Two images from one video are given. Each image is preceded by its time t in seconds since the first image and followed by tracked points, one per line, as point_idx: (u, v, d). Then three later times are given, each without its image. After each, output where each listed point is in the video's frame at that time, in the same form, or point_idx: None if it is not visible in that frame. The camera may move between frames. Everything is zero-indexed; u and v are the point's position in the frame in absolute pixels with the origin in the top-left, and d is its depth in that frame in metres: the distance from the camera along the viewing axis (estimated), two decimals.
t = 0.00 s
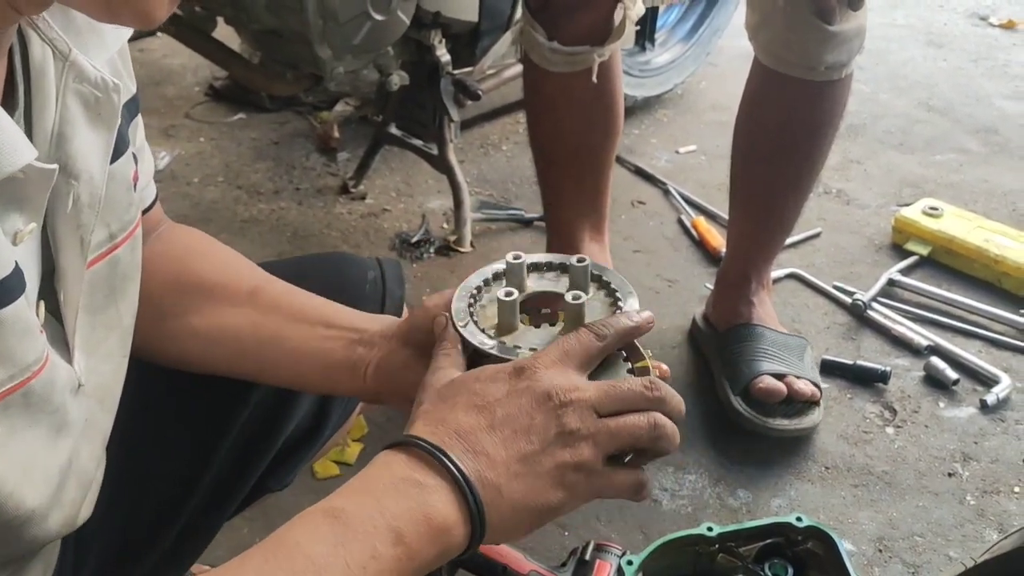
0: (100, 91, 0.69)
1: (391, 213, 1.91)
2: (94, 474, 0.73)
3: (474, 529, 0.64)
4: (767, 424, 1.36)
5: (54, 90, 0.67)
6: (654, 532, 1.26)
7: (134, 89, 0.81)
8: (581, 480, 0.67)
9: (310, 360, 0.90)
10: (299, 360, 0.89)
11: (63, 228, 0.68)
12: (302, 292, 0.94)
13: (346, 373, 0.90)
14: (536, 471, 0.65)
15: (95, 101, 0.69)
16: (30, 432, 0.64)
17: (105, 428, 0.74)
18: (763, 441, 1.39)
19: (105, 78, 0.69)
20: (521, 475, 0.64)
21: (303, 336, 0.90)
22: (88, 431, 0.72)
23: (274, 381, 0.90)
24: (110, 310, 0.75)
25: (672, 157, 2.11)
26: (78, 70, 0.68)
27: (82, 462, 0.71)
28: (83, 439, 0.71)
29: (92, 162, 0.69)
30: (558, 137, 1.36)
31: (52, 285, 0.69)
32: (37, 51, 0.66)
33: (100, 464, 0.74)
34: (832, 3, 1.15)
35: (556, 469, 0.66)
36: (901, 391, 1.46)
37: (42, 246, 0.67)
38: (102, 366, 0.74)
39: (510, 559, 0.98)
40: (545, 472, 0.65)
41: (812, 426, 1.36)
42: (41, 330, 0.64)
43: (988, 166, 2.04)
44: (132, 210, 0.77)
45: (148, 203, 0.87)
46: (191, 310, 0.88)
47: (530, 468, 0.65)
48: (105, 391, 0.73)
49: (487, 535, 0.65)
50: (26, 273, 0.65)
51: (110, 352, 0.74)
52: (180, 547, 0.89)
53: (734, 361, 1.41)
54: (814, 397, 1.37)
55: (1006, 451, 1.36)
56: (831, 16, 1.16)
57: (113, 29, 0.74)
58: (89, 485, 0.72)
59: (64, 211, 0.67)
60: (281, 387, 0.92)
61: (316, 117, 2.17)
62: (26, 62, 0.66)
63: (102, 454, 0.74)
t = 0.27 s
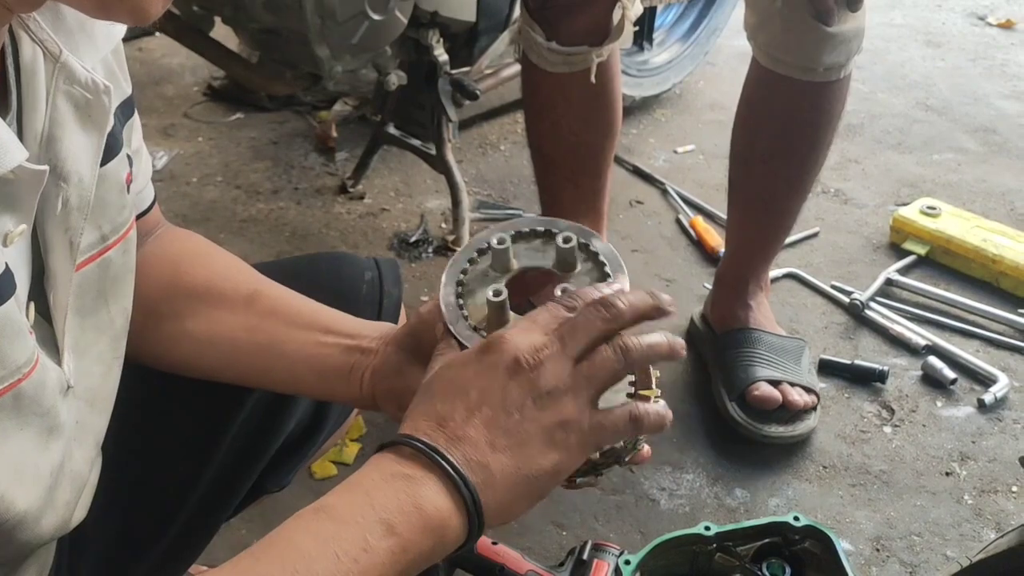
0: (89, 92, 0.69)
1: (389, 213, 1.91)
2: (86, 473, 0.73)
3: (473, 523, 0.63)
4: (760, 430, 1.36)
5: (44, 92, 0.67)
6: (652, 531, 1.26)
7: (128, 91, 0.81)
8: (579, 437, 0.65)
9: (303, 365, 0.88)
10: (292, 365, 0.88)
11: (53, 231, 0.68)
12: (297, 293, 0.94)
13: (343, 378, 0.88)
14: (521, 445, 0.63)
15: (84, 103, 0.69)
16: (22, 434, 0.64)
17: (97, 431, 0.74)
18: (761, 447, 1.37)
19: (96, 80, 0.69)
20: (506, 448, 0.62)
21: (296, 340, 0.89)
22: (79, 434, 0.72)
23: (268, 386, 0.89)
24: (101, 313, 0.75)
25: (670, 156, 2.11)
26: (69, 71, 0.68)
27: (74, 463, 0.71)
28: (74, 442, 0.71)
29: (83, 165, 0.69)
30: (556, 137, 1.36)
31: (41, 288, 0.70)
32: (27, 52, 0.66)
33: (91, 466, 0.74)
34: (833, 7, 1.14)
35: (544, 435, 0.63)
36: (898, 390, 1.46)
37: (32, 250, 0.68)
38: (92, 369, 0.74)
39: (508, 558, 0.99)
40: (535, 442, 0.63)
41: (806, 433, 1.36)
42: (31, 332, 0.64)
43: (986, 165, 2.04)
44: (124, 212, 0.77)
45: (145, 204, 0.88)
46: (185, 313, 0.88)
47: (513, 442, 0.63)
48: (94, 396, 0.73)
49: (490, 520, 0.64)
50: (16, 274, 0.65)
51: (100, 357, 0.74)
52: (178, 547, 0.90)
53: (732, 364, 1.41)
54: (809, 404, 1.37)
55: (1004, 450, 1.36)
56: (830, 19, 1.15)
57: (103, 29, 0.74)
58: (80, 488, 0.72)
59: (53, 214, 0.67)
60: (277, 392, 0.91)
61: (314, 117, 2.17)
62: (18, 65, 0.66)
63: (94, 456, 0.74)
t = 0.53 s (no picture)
0: (91, 92, 0.68)
1: (388, 211, 1.90)
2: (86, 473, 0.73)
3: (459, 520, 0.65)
4: (758, 435, 1.34)
5: (45, 91, 0.66)
6: (653, 530, 1.26)
7: (129, 90, 0.80)
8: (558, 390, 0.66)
9: (301, 350, 0.89)
10: (290, 350, 0.88)
11: (53, 230, 0.67)
12: (294, 281, 0.94)
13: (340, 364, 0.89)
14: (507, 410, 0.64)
15: (86, 102, 0.69)
16: (24, 432, 0.63)
17: (97, 430, 0.74)
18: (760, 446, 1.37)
19: (98, 79, 0.68)
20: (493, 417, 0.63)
21: (294, 327, 0.89)
22: (79, 432, 0.72)
23: (266, 372, 0.89)
24: (102, 312, 0.74)
25: (670, 154, 2.11)
26: (70, 71, 0.67)
27: (75, 462, 0.71)
28: (75, 439, 0.71)
29: (84, 164, 0.68)
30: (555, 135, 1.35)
31: (43, 287, 0.69)
32: (29, 51, 0.65)
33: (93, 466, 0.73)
34: (833, 5, 1.13)
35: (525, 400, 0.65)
36: (899, 388, 1.46)
37: (35, 249, 0.67)
38: (93, 369, 0.73)
39: (507, 558, 1.00)
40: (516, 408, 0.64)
41: (805, 435, 1.35)
42: (34, 330, 0.64)
43: (987, 163, 2.03)
44: (125, 211, 0.77)
45: (142, 203, 0.87)
46: (181, 303, 0.87)
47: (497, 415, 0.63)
48: (95, 395, 0.73)
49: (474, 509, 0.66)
50: (19, 274, 0.64)
51: (101, 357, 0.74)
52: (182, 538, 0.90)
53: (728, 365, 1.41)
54: (806, 412, 1.37)
55: (1005, 449, 1.35)
56: (831, 17, 1.14)
57: (104, 28, 0.73)
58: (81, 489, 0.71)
59: (55, 214, 0.67)
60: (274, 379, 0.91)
61: (313, 115, 2.16)
62: (19, 64, 0.65)
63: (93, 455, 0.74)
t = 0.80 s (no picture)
0: (104, 82, 0.68)
1: (390, 209, 1.90)
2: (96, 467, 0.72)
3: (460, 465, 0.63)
4: (759, 431, 1.34)
5: (56, 83, 0.66)
6: (655, 528, 1.25)
7: (138, 81, 0.80)
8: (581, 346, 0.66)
9: (302, 347, 0.88)
10: (290, 345, 0.87)
11: (68, 221, 0.67)
12: (299, 278, 0.93)
13: (340, 361, 0.87)
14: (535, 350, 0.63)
15: (98, 91, 0.68)
16: (34, 427, 0.63)
17: (106, 422, 0.73)
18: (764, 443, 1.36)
19: (109, 68, 0.68)
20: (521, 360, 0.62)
21: (295, 324, 0.88)
22: (88, 425, 0.71)
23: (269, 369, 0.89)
24: (112, 304, 0.74)
25: (672, 151, 2.10)
26: (81, 61, 0.67)
27: (84, 454, 0.70)
28: (82, 430, 0.70)
29: (96, 153, 0.68)
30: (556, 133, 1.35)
31: (57, 277, 0.68)
32: (40, 43, 0.66)
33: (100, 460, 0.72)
34: None
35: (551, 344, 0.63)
36: (901, 386, 1.45)
37: (49, 242, 0.66)
38: (104, 361, 0.73)
39: (508, 556, 1.02)
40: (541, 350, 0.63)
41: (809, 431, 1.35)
42: (47, 320, 0.64)
43: (990, 160, 2.02)
44: (134, 203, 0.77)
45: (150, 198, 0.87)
46: (183, 300, 0.87)
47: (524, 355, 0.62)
48: (105, 385, 0.73)
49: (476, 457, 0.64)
50: (34, 264, 0.64)
51: (112, 347, 0.74)
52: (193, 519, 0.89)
53: (730, 363, 1.41)
54: (810, 407, 1.37)
55: (1008, 446, 1.35)
56: (832, 12, 1.14)
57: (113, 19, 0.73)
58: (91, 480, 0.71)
59: (69, 203, 0.67)
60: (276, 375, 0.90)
61: (315, 112, 2.16)
62: (31, 54, 0.66)
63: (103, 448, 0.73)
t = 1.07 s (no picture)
0: (115, 78, 0.68)
1: (393, 207, 1.90)
2: (103, 466, 0.72)
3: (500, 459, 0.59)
4: (772, 421, 1.34)
5: (68, 79, 0.66)
6: (660, 527, 1.25)
7: (147, 77, 0.79)
8: (611, 361, 0.63)
9: (310, 344, 0.88)
10: (299, 341, 0.88)
11: (79, 216, 0.67)
12: (302, 272, 0.93)
13: (345, 362, 0.89)
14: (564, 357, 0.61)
15: (109, 88, 0.68)
16: (43, 424, 0.63)
17: (116, 419, 0.73)
18: (769, 439, 1.37)
19: (120, 64, 0.68)
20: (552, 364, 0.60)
21: (303, 322, 0.88)
22: (95, 422, 0.71)
23: (276, 366, 0.89)
24: (122, 301, 0.74)
25: (676, 148, 2.10)
26: (92, 56, 0.67)
27: (89, 452, 0.70)
28: (88, 425, 0.70)
29: (107, 149, 0.68)
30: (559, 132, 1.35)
31: (67, 273, 0.68)
32: (51, 38, 0.65)
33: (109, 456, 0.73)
34: None
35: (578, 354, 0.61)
36: (907, 384, 1.45)
37: (59, 236, 0.66)
38: (114, 357, 0.73)
39: (512, 554, 1.05)
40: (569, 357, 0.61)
41: (817, 422, 1.35)
42: (57, 318, 0.64)
43: (996, 157, 2.02)
44: (146, 201, 0.77)
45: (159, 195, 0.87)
46: (190, 298, 0.87)
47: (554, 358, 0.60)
48: (116, 381, 0.73)
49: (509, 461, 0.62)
50: (45, 259, 0.64)
51: (123, 343, 0.74)
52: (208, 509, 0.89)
53: (738, 354, 1.40)
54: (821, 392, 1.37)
55: (1014, 444, 1.34)
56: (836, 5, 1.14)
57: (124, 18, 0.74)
58: (99, 476, 0.71)
59: (80, 198, 0.67)
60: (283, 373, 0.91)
61: (318, 110, 2.16)
62: (42, 50, 0.65)
63: (111, 446, 0.73)
